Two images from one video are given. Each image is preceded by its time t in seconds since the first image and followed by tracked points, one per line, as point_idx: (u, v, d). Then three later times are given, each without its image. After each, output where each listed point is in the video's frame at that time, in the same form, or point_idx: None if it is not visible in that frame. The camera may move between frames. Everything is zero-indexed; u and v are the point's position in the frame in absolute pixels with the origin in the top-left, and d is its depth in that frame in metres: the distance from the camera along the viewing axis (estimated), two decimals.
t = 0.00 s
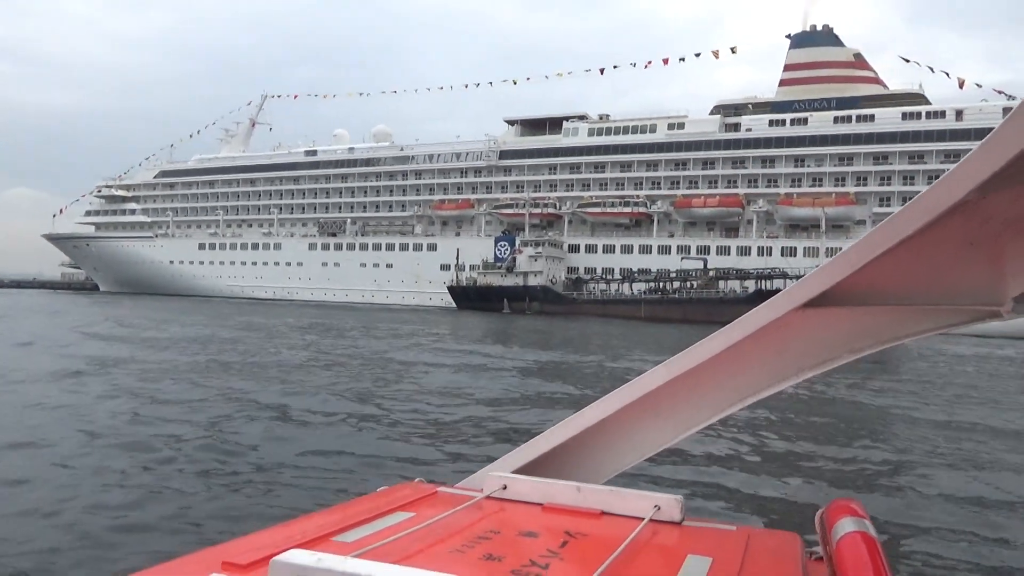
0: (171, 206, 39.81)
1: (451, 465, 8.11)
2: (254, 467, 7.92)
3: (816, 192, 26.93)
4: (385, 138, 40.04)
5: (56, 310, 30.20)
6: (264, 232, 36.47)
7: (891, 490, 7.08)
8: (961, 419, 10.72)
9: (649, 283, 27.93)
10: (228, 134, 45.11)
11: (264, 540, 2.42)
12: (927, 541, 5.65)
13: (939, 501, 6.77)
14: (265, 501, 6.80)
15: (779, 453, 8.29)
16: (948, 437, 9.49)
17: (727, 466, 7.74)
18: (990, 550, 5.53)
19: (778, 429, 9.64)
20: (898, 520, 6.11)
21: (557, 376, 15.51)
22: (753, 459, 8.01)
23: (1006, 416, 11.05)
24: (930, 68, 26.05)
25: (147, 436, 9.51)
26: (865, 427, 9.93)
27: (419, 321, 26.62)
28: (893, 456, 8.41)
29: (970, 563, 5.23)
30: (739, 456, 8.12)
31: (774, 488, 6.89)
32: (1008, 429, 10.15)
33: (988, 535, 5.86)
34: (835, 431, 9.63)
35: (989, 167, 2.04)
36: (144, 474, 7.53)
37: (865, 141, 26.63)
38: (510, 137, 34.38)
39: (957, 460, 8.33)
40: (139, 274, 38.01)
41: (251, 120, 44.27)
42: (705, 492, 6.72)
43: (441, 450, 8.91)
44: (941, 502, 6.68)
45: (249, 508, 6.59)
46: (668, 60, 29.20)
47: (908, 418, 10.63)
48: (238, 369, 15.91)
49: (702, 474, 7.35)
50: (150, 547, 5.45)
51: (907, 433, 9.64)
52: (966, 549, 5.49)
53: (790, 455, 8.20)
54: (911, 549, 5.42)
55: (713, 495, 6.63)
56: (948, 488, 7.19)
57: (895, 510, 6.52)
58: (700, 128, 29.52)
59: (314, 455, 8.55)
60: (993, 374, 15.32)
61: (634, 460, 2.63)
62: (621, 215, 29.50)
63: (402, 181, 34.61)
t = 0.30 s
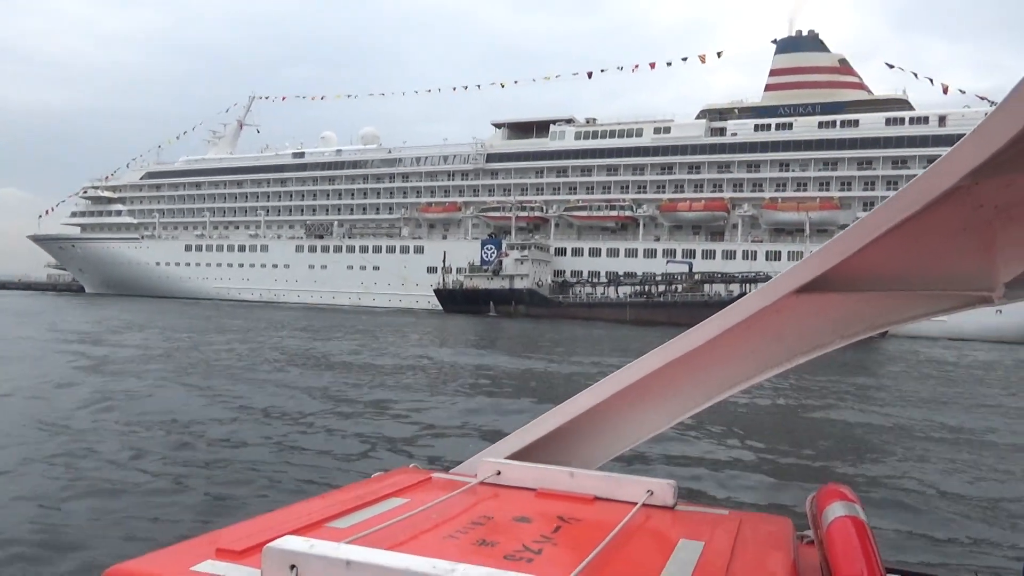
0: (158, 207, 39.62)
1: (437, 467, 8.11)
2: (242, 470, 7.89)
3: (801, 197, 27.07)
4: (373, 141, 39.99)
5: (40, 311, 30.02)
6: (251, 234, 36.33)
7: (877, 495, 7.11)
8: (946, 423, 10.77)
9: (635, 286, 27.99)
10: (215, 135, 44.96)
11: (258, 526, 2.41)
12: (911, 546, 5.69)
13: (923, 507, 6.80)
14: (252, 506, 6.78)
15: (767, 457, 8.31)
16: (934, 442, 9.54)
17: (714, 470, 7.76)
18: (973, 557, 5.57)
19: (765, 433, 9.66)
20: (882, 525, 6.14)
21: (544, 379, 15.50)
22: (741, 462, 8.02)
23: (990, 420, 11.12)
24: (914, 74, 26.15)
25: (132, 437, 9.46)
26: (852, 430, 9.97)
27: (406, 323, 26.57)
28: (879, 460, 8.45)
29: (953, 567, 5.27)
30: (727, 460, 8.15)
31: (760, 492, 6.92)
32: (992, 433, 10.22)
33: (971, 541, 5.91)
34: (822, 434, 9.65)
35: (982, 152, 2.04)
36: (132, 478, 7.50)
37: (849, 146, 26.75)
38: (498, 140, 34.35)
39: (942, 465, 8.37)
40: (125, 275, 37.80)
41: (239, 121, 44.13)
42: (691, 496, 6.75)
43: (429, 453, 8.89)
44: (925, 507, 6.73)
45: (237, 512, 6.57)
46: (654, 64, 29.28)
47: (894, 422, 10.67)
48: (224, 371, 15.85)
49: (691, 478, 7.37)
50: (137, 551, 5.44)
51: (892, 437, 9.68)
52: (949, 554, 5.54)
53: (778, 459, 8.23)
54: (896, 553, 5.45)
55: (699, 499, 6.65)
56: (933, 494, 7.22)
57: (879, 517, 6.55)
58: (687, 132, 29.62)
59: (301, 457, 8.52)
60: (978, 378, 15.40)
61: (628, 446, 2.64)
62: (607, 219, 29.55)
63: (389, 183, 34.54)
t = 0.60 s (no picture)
0: (142, 222, 39.43)
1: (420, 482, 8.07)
2: (224, 487, 7.81)
3: (782, 213, 27.22)
4: (358, 156, 40.02)
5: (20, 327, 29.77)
6: (234, 249, 36.21)
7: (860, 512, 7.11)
8: (929, 437, 10.79)
9: (618, 302, 28.10)
10: (200, 150, 44.85)
11: (245, 531, 2.40)
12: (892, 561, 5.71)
13: (906, 524, 6.80)
14: (233, 520, 6.71)
15: (751, 471, 8.30)
16: (917, 457, 9.55)
17: (699, 483, 7.75)
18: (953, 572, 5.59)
19: (749, 446, 9.66)
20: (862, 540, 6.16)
21: (528, 394, 15.44)
22: (725, 476, 8.01)
23: (973, 435, 11.14)
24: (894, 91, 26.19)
25: (111, 453, 9.37)
26: (836, 445, 9.97)
27: (390, 338, 26.48)
28: (863, 475, 8.44)
29: None
30: (712, 473, 8.12)
31: (742, 505, 6.92)
32: (975, 447, 10.24)
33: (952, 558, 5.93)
34: (806, 448, 9.65)
35: (969, 154, 2.05)
36: (112, 494, 7.41)
37: (829, 162, 26.91)
38: (482, 155, 34.49)
39: (925, 480, 8.37)
40: (108, 291, 37.57)
41: (223, 137, 44.09)
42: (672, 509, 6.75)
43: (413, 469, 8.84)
44: (904, 524, 6.77)
45: (218, 529, 6.50)
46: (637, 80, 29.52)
47: (878, 437, 10.68)
48: (207, 386, 15.77)
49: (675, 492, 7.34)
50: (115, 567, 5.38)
51: (877, 451, 9.68)
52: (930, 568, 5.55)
53: (762, 473, 8.22)
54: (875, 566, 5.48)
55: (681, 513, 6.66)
56: (916, 510, 7.23)
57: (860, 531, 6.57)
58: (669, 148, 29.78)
59: (283, 474, 8.44)
60: (960, 393, 15.43)
61: (618, 448, 2.64)
62: (590, 234, 29.53)
63: (374, 199, 34.55)
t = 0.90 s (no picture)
0: (125, 241, 39.25)
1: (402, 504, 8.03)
2: (209, 512, 7.76)
3: (764, 231, 27.30)
4: (343, 175, 40.06)
5: None
6: (219, 268, 36.09)
7: (846, 526, 7.10)
8: (914, 454, 10.80)
9: (602, 319, 28.11)
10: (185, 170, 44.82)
11: (235, 548, 2.37)
12: None
13: (891, 540, 6.79)
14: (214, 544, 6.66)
15: (738, 487, 8.28)
16: (902, 473, 9.55)
17: (683, 500, 7.74)
18: None
19: (734, 462, 9.67)
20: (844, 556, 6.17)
21: (514, 413, 15.39)
22: (709, 492, 8.01)
23: (958, 450, 11.16)
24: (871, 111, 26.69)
25: (91, 478, 9.29)
26: (823, 461, 9.96)
27: (375, 357, 26.42)
28: (847, 491, 8.45)
29: None
30: (699, 490, 8.10)
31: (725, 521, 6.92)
32: (960, 463, 10.25)
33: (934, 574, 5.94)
34: (794, 465, 9.63)
35: (952, 168, 2.08)
36: (95, 520, 7.36)
37: (809, 181, 27.12)
38: (466, 174, 34.66)
39: (910, 497, 8.37)
40: (91, 311, 37.34)
41: (209, 156, 44.09)
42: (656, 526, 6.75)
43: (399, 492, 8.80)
44: (887, 540, 6.77)
45: (199, 552, 6.44)
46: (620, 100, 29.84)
47: (863, 453, 10.67)
48: (190, 406, 15.67)
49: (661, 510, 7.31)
50: None
51: (861, 467, 9.72)
52: None
53: (749, 490, 8.21)
54: None
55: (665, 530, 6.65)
56: (899, 525, 7.25)
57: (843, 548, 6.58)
58: (652, 167, 30.01)
59: (270, 498, 8.39)
60: (944, 409, 15.47)
61: (608, 463, 2.64)
62: (574, 252, 29.48)
63: (359, 218, 34.57)
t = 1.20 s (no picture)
0: (108, 254, 39.03)
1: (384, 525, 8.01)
2: (192, 540, 7.72)
3: (745, 242, 27.37)
4: (328, 187, 39.97)
5: None
6: (202, 281, 35.91)
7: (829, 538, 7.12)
8: (898, 464, 10.84)
9: (585, 330, 28.05)
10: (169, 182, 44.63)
11: (221, 566, 2.35)
12: None
13: (874, 552, 6.82)
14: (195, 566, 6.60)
15: (723, 502, 8.30)
16: (886, 484, 9.59)
17: (667, 514, 7.74)
18: None
19: (717, 476, 9.69)
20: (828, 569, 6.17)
21: (499, 425, 15.37)
22: (692, 507, 8.02)
23: (941, 460, 11.21)
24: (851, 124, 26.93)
25: (73, 503, 9.22)
26: (808, 473, 9.99)
27: (359, 370, 26.36)
28: (832, 503, 8.47)
29: None
30: (684, 504, 8.11)
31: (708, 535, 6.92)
32: (943, 474, 10.30)
33: None
34: (779, 478, 9.65)
35: (935, 186, 2.11)
36: (77, 550, 7.33)
37: (790, 193, 27.28)
38: (451, 186, 34.63)
39: (894, 508, 8.41)
40: (72, 324, 37.07)
41: (193, 169, 43.94)
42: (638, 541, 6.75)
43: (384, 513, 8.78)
44: (869, 551, 6.79)
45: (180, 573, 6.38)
46: (604, 112, 29.98)
47: (848, 464, 10.71)
48: (172, 420, 15.56)
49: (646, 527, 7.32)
50: None
51: (844, 479, 9.76)
52: None
53: (735, 504, 8.22)
54: None
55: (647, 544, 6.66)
56: (883, 537, 7.27)
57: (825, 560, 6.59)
58: (635, 178, 30.12)
59: (253, 523, 8.36)
60: (927, 419, 15.54)
61: (597, 480, 2.64)
62: (558, 264, 29.57)
63: (343, 230, 34.50)
